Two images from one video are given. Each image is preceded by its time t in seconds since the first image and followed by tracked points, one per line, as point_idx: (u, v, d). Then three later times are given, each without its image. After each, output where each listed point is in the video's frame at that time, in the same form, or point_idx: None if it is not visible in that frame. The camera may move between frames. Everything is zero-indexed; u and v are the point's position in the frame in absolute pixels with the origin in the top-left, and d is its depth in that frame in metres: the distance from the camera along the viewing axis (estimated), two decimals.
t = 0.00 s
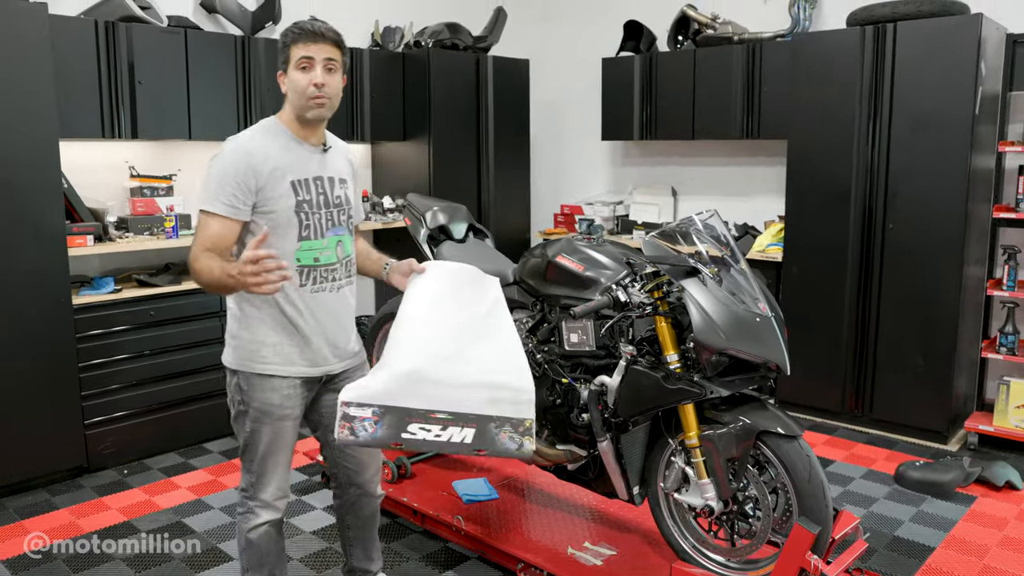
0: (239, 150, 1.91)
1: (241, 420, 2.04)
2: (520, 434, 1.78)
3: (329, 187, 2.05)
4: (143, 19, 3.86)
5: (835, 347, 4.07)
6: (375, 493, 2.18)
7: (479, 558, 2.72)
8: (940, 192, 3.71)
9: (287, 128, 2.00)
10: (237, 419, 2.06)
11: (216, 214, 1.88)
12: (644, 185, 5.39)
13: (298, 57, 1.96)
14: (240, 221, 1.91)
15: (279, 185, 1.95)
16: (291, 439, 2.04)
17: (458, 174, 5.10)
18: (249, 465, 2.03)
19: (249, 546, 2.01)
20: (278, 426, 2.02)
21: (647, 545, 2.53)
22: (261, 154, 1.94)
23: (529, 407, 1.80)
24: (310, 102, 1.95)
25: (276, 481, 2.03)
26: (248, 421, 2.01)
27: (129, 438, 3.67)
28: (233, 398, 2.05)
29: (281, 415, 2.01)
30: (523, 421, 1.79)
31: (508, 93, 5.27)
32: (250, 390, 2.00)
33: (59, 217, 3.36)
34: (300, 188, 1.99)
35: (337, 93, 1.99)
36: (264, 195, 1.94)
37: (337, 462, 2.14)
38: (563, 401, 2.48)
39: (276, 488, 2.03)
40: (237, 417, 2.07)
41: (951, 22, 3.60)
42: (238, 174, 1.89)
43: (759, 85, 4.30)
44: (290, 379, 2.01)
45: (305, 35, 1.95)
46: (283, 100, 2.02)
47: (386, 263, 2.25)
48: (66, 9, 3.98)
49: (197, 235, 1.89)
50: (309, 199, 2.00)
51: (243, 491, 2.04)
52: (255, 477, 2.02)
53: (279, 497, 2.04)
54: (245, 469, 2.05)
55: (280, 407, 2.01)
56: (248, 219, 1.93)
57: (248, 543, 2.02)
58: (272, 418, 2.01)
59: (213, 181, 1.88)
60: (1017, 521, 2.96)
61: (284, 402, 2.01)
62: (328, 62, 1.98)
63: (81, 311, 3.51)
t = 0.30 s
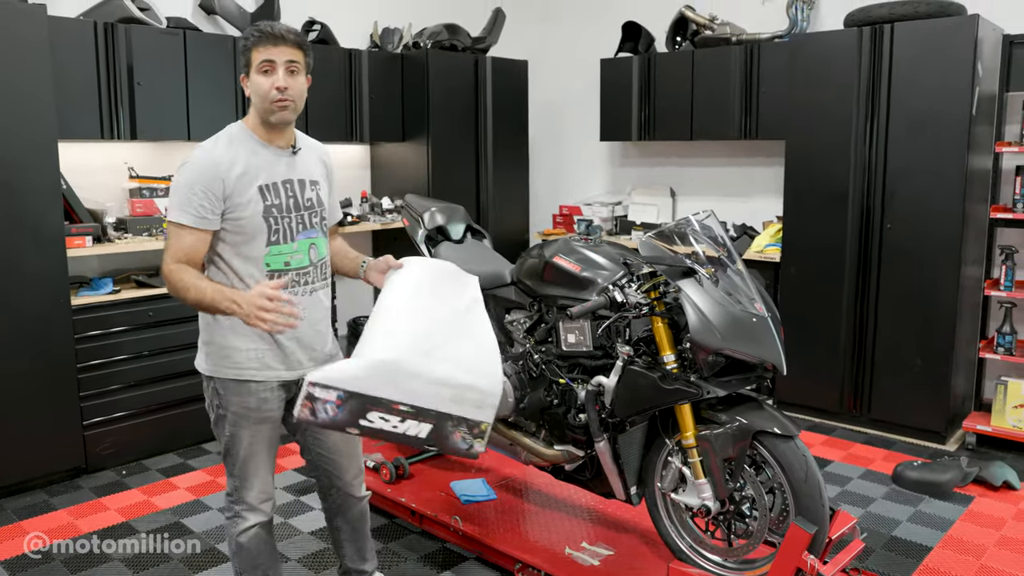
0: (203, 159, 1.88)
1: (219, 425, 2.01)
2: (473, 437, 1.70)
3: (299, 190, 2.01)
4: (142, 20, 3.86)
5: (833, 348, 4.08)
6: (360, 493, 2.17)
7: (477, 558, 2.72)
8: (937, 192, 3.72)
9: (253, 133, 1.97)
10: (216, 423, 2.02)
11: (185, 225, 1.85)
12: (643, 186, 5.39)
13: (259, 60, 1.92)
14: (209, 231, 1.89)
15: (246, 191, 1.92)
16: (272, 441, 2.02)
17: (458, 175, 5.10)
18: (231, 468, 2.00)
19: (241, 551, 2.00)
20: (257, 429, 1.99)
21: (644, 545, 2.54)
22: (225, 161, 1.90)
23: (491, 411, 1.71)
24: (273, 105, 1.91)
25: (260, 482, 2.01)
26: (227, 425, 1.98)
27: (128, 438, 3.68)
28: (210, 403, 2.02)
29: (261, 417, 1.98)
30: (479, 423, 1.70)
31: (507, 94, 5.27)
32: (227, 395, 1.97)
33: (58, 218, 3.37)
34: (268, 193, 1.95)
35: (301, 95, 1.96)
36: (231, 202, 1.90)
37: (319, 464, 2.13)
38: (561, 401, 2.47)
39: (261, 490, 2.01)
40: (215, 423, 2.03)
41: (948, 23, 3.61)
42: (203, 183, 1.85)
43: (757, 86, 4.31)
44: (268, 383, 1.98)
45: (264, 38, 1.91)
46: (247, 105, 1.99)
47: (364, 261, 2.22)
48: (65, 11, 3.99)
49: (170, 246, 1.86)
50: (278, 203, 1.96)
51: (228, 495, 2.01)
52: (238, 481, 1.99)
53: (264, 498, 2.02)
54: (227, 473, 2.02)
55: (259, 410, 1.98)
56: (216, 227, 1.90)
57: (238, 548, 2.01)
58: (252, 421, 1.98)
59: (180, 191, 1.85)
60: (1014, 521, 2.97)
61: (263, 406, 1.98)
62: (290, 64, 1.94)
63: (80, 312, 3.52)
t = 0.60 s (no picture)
0: (185, 158, 1.86)
1: (211, 426, 2.01)
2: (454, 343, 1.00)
3: (282, 189, 2.00)
4: (141, 22, 3.88)
5: (831, 348, 4.09)
6: (355, 493, 2.18)
7: (475, 558, 2.73)
8: (934, 193, 3.73)
9: (234, 133, 1.95)
10: (209, 424, 2.03)
11: (170, 217, 1.80)
12: (642, 187, 5.40)
13: (235, 59, 1.88)
14: (197, 225, 1.84)
15: (230, 190, 1.90)
16: (265, 440, 2.03)
17: (457, 176, 5.11)
18: (225, 468, 2.00)
19: (236, 551, 1.99)
20: (249, 429, 2.00)
21: (641, 544, 2.54)
22: (208, 160, 1.88)
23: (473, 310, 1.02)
24: (250, 103, 1.88)
25: (254, 481, 2.01)
26: (218, 426, 1.99)
27: (127, 438, 3.69)
28: (202, 403, 2.02)
29: (253, 417, 1.99)
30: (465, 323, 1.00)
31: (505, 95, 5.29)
32: (217, 396, 1.97)
33: (58, 219, 3.38)
34: (250, 192, 1.94)
35: (279, 92, 1.93)
36: (213, 201, 1.89)
37: (312, 465, 2.15)
38: (558, 401, 2.48)
39: (254, 490, 2.01)
40: (208, 424, 2.04)
41: (945, 24, 3.62)
42: (186, 181, 1.83)
43: (755, 87, 4.32)
44: (258, 384, 1.98)
45: (237, 37, 1.88)
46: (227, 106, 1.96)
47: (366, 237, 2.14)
48: (64, 13, 4.00)
49: (157, 237, 1.78)
50: (261, 203, 1.96)
51: (223, 494, 2.02)
52: (231, 481, 2.00)
53: (258, 498, 2.02)
54: (221, 473, 2.03)
55: (251, 410, 1.98)
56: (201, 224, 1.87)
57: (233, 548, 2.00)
58: (244, 421, 1.98)
59: (162, 189, 1.82)
60: (1010, 520, 2.97)
61: (254, 406, 1.99)
62: (265, 61, 1.90)
63: (80, 313, 3.53)
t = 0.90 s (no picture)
0: (175, 161, 1.87)
1: (205, 427, 2.02)
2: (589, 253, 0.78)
3: (272, 190, 2.02)
4: (139, 24, 3.89)
5: (826, 348, 4.11)
6: (350, 493, 2.19)
7: (471, 557, 2.75)
8: (928, 194, 3.75)
9: (221, 136, 1.97)
10: (202, 426, 2.03)
11: (169, 223, 1.81)
12: (639, 188, 5.42)
13: (217, 62, 1.91)
14: (192, 230, 1.85)
15: (220, 191, 1.92)
16: (258, 441, 2.04)
17: (455, 177, 5.13)
18: (220, 469, 2.01)
19: (232, 552, 2.00)
20: (243, 430, 2.01)
21: (636, 543, 2.56)
22: (197, 164, 1.89)
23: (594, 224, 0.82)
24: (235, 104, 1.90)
25: (249, 481, 2.02)
26: (212, 427, 1.99)
27: (126, 439, 3.70)
28: (196, 406, 2.03)
29: (247, 418, 2.01)
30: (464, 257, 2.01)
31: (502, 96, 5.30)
32: (211, 397, 1.98)
33: (57, 220, 3.40)
34: (241, 194, 1.95)
35: (262, 91, 1.95)
36: (204, 204, 1.89)
37: (306, 466, 2.17)
38: (553, 401, 2.50)
39: (249, 490, 2.02)
40: (202, 426, 2.05)
41: (939, 25, 3.63)
42: (177, 184, 1.84)
43: (751, 88, 4.35)
44: (250, 385, 1.99)
45: (220, 40, 1.91)
46: (213, 109, 1.98)
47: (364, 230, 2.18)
48: (63, 15, 4.02)
49: (156, 246, 1.80)
50: (252, 204, 1.97)
51: (218, 496, 2.02)
52: (226, 482, 2.01)
53: (253, 498, 2.03)
54: (215, 475, 2.03)
55: (245, 411, 2.00)
56: (197, 228, 1.88)
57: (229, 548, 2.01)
58: (238, 422, 1.99)
59: (155, 193, 1.83)
60: (1004, 519, 2.99)
61: (248, 407, 2.00)
62: (247, 61, 1.92)
63: (79, 314, 3.55)
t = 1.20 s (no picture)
0: (173, 166, 1.88)
1: (203, 426, 2.03)
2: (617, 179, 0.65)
3: (269, 192, 2.04)
4: (139, 26, 3.92)
5: (823, 349, 4.12)
6: (348, 491, 2.21)
7: (468, 556, 2.77)
8: (925, 196, 3.76)
9: (218, 139, 1.98)
10: (201, 425, 2.05)
11: (171, 229, 1.84)
12: (637, 189, 5.44)
13: (213, 65, 1.92)
14: (193, 235, 1.88)
15: (218, 195, 1.93)
16: (257, 440, 2.06)
17: (453, 179, 5.15)
18: (217, 468, 2.03)
19: (229, 550, 2.02)
20: (241, 429, 2.02)
21: (631, 542, 2.58)
22: (196, 168, 1.90)
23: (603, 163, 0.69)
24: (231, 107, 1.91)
25: (247, 480, 2.04)
26: (210, 426, 2.01)
27: (125, 438, 3.72)
28: (195, 405, 2.04)
29: (245, 417, 2.02)
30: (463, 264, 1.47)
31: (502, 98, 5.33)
32: (210, 396, 1.99)
33: (57, 221, 3.41)
34: (238, 197, 1.97)
35: (258, 94, 1.96)
36: (202, 208, 1.91)
37: (303, 464, 2.18)
38: (549, 401, 2.52)
39: (247, 489, 2.04)
40: (200, 425, 2.06)
41: (935, 28, 3.65)
42: (177, 189, 1.85)
43: (748, 90, 4.36)
44: (249, 384, 2.01)
45: (216, 42, 1.92)
46: (208, 111, 1.99)
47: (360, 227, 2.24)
48: (63, 17, 4.04)
49: (157, 252, 1.83)
50: (249, 206, 1.99)
51: (216, 494, 2.04)
52: (224, 480, 2.02)
53: (251, 496, 2.04)
54: (213, 473, 2.05)
55: (243, 410, 2.02)
56: (196, 232, 1.90)
57: (226, 546, 2.03)
58: (236, 420, 2.01)
59: (154, 198, 1.85)
60: (999, 519, 3.00)
61: (246, 406, 2.02)
62: (243, 65, 1.93)
63: (80, 314, 3.56)
